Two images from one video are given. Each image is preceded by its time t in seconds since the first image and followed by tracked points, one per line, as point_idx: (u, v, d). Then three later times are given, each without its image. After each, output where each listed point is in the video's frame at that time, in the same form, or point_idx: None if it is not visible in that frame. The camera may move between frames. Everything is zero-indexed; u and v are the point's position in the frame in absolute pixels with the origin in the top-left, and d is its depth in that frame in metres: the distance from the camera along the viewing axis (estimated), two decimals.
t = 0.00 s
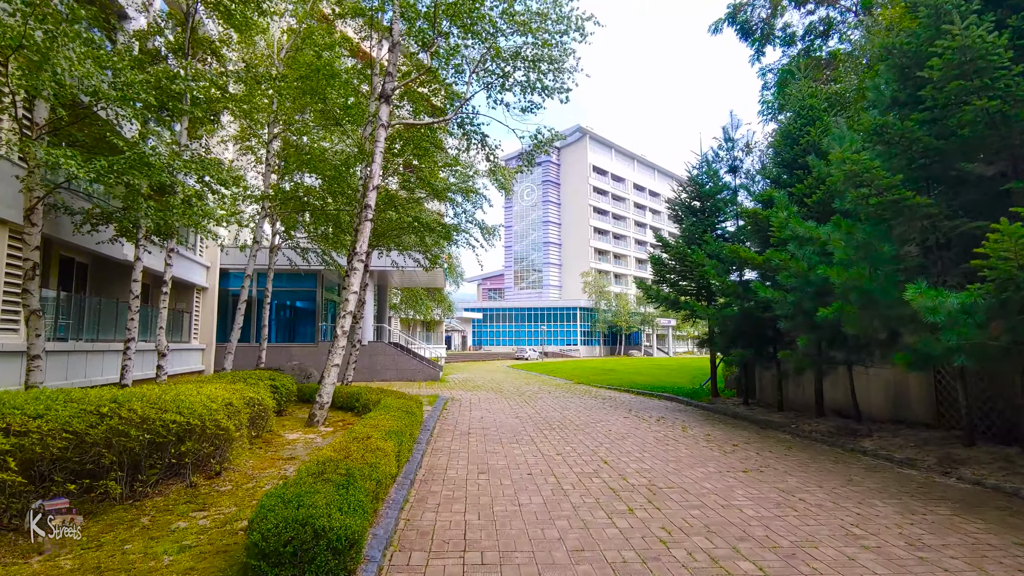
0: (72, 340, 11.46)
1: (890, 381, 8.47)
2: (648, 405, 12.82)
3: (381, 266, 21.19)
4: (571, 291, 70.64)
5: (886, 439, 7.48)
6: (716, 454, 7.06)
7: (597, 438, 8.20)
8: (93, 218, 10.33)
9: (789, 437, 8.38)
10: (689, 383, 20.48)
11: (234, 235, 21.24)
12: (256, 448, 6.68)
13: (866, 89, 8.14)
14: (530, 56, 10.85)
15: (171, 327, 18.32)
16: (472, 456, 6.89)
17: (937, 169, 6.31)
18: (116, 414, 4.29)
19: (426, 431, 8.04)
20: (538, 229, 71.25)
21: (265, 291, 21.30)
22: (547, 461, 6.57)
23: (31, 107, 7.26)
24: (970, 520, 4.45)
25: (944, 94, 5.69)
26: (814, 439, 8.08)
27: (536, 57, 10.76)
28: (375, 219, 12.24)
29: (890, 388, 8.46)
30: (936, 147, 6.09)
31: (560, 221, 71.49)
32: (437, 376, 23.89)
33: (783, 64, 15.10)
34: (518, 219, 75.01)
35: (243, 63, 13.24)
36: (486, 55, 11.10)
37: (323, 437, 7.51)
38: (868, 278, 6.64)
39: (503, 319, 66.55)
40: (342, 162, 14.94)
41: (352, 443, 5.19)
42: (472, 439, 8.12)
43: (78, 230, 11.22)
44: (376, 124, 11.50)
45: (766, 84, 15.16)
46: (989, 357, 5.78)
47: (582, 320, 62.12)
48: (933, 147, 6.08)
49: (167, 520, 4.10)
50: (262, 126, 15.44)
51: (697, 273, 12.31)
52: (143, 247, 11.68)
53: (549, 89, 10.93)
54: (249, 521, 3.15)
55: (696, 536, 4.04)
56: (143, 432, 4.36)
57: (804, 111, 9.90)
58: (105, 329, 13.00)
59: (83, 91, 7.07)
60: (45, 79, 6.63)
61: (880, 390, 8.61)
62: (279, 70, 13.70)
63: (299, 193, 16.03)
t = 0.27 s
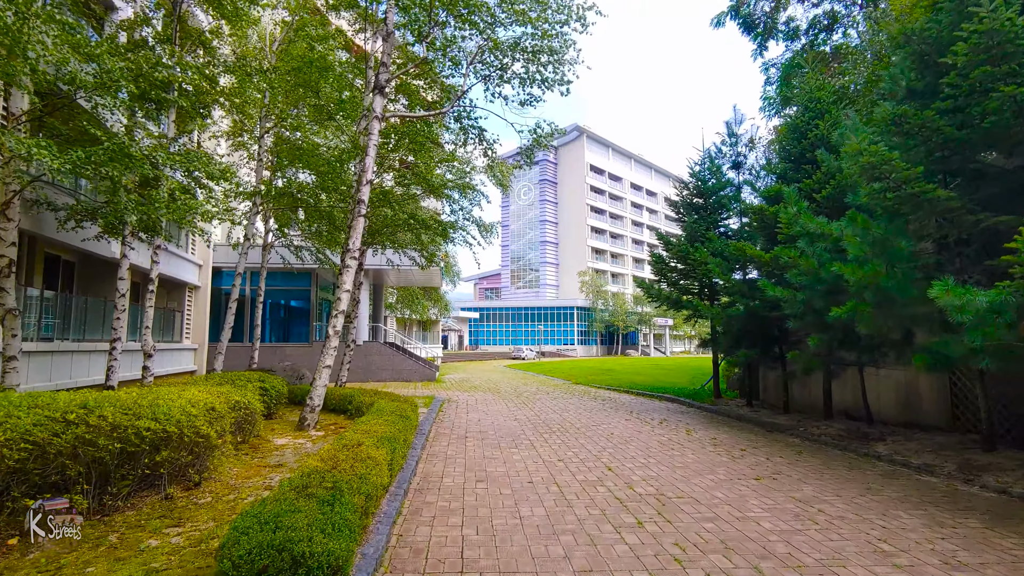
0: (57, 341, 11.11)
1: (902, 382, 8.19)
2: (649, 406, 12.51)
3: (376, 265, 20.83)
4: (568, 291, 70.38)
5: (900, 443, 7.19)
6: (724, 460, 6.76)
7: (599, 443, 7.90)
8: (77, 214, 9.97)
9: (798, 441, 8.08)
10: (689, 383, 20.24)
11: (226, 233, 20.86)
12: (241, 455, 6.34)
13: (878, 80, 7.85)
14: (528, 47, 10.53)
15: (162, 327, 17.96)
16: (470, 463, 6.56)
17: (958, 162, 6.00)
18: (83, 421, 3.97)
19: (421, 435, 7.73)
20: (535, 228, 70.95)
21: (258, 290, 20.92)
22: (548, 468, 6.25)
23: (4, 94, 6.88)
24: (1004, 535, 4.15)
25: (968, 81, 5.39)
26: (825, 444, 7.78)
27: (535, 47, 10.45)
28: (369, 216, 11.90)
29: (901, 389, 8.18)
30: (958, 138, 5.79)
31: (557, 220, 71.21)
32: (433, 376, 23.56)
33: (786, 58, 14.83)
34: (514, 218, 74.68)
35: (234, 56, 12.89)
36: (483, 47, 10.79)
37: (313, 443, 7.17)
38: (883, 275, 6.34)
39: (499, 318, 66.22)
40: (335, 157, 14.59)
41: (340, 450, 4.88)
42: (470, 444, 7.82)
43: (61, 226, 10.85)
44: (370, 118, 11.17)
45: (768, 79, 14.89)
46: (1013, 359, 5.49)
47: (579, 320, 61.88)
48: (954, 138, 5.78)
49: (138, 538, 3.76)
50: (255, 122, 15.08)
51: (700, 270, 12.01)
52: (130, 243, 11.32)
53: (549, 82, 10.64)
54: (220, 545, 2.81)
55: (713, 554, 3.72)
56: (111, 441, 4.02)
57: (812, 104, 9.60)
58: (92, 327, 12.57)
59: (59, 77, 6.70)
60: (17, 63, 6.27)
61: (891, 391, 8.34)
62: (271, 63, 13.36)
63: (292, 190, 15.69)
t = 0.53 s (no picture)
0: (35, 341, 10.64)
1: (912, 384, 7.91)
2: (648, 408, 12.19)
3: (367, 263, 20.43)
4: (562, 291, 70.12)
5: (912, 447, 6.89)
6: (730, 465, 6.44)
7: (599, 447, 7.56)
8: (54, 209, 9.51)
9: (805, 445, 7.78)
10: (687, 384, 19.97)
11: (214, 230, 20.37)
12: (220, 462, 5.94)
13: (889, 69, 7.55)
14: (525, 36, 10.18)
15: (148, 326, 17.48)
16: (463, 470, 6.20)
17: (977, 152, 5.71)
18: (34, 429, 3.59)
19: (412, 440, 7.35)
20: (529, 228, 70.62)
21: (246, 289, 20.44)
22: (546, 476, 5.90)
23: None
24: None
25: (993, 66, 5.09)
26: (833, 448, 7.48)
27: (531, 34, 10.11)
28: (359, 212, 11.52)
29: (911, 391, 7.90)
30: (979, 127, 5.49)
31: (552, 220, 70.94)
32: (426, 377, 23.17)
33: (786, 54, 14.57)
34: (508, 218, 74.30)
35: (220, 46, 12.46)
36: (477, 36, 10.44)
37: (298, 448, 6.79)
38: (898, 272, 6.04)
39: (493, 319, 65.82)
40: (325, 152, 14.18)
41: (323, 459, 4.49)
42: (463, 448, 7.45)
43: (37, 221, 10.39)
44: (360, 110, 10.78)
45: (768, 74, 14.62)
46: None
47: (572, 320, 61.64)
48: (975, 127, 5.48)
49: (93, 561, 3.37)
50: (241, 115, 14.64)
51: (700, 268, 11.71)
52: (109, 239, 10.80)
53: (545, 73, 10.31)
54: None
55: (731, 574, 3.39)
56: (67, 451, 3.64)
57: (817, 97, 9.31)
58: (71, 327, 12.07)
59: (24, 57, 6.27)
60: None
61: (900, 392, 8.05)
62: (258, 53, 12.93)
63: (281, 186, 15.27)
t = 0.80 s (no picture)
0: (8, 343, 10.14)
1: (923, 387, 7.63)
2: (646, 412, 11.86)
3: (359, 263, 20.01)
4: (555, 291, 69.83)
5: (927, 455, 6.60)
6: (739, 475, 6.12)
7: (600, 455, 7.21)
8: (30, 205, 9.04)
9: (813, 451, 7.47)
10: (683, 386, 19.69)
11: (201, 228, 19.87)
12: (196, 475, 5.52)
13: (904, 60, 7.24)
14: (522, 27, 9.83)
15: (133, 327, 16.99)
16: (458, 481, 5.84)
17: (1002, 145, 5.42)
18: None
19: (403, 448, 6.96)
20: (522, 227, 70.25)
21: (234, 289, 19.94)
22: (547, 487, 5.54)
23: None
24: None
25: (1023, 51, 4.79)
26: (843, 455, 7.18)
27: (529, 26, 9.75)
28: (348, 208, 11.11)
29: (922, 394, 7.61)
30: (1007, 117, 5.18)
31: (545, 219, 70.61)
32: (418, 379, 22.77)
33: (787, 49, 14.29)
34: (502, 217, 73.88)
35: (204, 36, 12.01)
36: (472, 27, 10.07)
37: (281, 457, 6.40)
38: (917, 271, 5.73)
39: (486, 319, 65.42)
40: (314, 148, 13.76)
41: (304, 475, 4.08)
42: (458, 457, 7.08)
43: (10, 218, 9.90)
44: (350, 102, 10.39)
45: (768, 70, 14.35)
46: None
47: (566, 320, 61.38)
48: (1001, 118, 5.18)
49: None
50: (228, 109, 14.19)
51: (701, 268, 11.42)
52: (86, 237, 10.30)
53: (542, 66, 9.97)
54: None
55: None
56: (10, 472, 3.20)
57: (824, 90, 9.00)
58: (51, 328, 11.59)
59: None
60: None
61: (912, 396, 7.77)
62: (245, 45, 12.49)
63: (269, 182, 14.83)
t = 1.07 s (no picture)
0: None
1: (939, 389, 7.33)
2: (647, 414, 11.55)
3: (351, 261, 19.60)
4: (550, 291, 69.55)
5: (947, 460, 6.29)
6: (753, 482, 5.79)
7: (604, 461, 6.87)
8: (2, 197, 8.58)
9: (825, 455, 7.17)
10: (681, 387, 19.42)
11: (190, 225, 19.41)
12: (172, 484, 5.12)
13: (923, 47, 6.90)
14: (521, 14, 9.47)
15: (119, 327, 16.51)
16: (455, 489, 5.47)
17: None
18: None
19: (397, 453, 6.56)
20: (517, 227, 69.90)
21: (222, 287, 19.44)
22: (551, 497, 5.19)
23: None
24: None
25: None
26: (857, 460, 6.87)
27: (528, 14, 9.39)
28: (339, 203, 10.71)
29: (938, 397, 7.32)
30: None
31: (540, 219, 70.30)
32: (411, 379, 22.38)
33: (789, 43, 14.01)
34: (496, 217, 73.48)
35: (190, 24, 11.58)
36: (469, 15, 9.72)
37: (266, 464, 6.01)
38: (941, 267, 5.43)
39: (480, 319, 65.04)
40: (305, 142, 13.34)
41: (288, 488, 3.69)
42: (454, 463, 6.71)
43: None
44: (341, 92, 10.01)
45: (770, 65, 14.07)
46: None
47: (560, 320, 61.11)
48: None
49: None
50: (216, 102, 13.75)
51: (704, 265, 11.09)
52: (65, 232, 9.84)
53: (542, 55, 9.62)
54: None
55: None
56: None
57: (834, 81, 8.69)
58: (30, 328, 11.18)
59: None
60: None
61: (926, 398, 7.47)
62: (233, 34, 12.10)
63: (259, 177, 14.41)
